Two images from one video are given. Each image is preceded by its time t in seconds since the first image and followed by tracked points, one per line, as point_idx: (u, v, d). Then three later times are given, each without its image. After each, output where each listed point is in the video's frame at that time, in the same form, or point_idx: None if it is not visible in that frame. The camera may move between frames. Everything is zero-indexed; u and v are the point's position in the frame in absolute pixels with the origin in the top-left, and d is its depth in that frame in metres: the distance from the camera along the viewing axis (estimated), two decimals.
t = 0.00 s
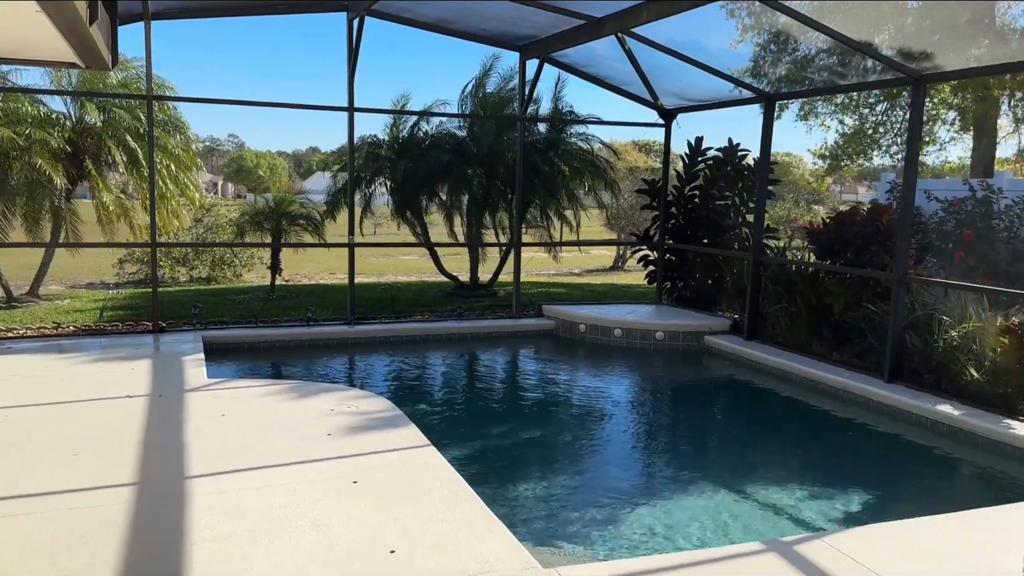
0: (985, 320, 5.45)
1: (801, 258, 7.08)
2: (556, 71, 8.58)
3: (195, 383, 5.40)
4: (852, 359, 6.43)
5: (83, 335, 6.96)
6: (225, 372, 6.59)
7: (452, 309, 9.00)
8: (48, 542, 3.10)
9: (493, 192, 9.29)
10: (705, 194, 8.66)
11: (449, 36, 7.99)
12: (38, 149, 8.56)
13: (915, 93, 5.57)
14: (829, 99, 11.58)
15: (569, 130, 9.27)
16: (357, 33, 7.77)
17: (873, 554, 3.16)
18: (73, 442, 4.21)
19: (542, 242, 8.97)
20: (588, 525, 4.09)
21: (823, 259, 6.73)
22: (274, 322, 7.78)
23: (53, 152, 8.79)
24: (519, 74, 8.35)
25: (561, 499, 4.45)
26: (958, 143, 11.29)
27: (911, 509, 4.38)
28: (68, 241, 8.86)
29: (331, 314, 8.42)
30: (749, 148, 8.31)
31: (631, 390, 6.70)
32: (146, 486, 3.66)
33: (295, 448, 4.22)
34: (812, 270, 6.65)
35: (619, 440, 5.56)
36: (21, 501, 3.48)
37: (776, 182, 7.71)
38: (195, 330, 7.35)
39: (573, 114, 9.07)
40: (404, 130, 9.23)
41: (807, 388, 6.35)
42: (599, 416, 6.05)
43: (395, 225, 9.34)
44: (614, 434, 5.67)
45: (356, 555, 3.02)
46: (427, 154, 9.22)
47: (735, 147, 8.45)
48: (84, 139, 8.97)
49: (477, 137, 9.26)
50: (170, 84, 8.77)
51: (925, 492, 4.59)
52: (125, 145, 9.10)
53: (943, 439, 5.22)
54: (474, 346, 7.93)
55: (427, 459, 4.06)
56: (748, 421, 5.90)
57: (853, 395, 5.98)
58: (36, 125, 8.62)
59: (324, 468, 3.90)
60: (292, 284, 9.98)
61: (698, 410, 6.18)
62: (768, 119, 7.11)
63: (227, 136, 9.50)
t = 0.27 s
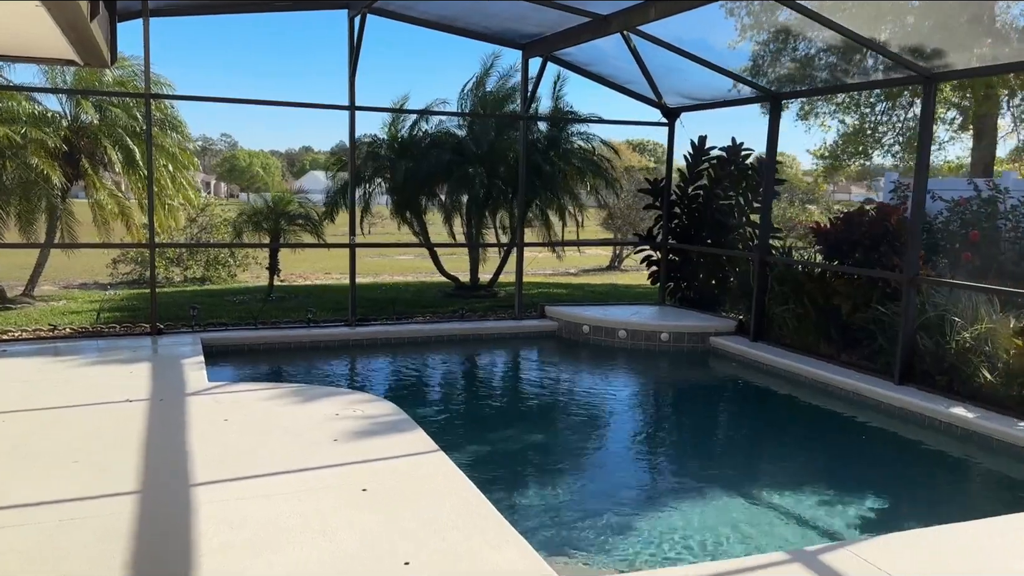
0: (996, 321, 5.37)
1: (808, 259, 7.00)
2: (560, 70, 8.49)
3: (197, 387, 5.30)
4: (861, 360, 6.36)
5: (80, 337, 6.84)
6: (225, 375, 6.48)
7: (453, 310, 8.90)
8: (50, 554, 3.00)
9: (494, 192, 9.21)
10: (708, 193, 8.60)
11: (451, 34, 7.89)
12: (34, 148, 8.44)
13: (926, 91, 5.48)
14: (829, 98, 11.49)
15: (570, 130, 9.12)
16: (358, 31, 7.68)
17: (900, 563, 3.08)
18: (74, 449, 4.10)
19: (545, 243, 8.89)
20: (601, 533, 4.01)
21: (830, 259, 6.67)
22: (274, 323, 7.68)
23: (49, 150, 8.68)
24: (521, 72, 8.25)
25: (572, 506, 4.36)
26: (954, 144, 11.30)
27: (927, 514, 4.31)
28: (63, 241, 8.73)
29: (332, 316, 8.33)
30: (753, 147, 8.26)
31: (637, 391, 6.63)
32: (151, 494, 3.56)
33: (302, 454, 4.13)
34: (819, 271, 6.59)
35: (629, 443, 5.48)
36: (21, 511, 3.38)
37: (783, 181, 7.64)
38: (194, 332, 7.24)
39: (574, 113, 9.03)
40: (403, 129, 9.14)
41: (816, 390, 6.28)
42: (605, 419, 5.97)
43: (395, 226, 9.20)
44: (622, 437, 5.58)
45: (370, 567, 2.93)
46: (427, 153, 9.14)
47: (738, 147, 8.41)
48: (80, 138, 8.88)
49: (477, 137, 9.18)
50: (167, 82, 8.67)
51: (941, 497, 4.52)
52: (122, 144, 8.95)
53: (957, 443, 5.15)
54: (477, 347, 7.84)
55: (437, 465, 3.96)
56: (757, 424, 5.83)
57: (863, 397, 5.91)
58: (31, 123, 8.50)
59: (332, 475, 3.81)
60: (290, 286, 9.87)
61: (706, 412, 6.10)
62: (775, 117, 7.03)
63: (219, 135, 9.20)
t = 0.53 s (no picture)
0: (1010, 324, 5.28)
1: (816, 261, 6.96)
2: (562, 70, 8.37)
3: (197, 392, 5.17)
4: (870, 363, 6.30)
5: (77, 341, 6.71)
6: (225, 379, 6.37)
7: (455, 312, 8.82)
8: (53, 569, 2.89)
9: (495, 193, 9.12)
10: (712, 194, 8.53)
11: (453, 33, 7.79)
12: (28, 149, 8.30)
13: (939, 91, 5.42)
14: (828, 100, 11.41)
15: (571, 129, 9.09)
16: (359, 30, 7.57)
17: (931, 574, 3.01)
18: (75, 458, 3.99)
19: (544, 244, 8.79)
20: (617, 543, 3.92)
21: (838, 261, 6.61)
22: (274, 326, 7.57)
23: (43, 151, 8.54)
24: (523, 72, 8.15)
25: (586, 515, 4.28)
26: (952, 142, 11.39)
27: (946, 520, 4.25)
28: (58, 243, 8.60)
29: (332, 318, 8.22)
30: (756, 148, 8.26)
31: (643, 395, 6.55)
32: (155, 505, 3.45)
33: (310, 462, 4.03)
34: (826, 273, 6.52)
35: (638, 449, 5.40)
36: (23, 523, 3.27)
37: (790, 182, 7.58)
38: (192, 335, 7.12)
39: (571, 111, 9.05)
40: (402, 130, 9.09)
41: (826, 394, 6.22)
42: (613, 423, 5.89)
43: (395, 226, 9.14)
44: (630, 442, 5.50)
45: None
46: (427, 153, 9.04)
47: (742, 147, 8.36)
48: (75, 138, 8.74)
49: (476, 136, 9.09)
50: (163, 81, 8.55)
51: (959, 503, 4.45)
52: (117, 144, 8.81)
53: (972, 447, 5.08)
54: (479, 350, 7.75)
55: (450, 475, 3.86)
56: (767, 428, 5.75)
57: (874, 401, 5.85)
58: (24, 123, 8.37)
59: (343, 485, 3.71)
60: (289, 288, 9.75)
61: (715, 416, 6.02)
62: (784, 116, 6.95)
63: (210, 134, 9.43)
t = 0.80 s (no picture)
0: (1019, 324, 5.23)
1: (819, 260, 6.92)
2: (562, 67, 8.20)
3: (194, 396, 5.06)
4: (876, 364, 6.24)
5: (69, 343, 6.57)
6: (220, 381, 6.25)
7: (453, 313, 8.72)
8: None
9: (494, 192, 9.03)
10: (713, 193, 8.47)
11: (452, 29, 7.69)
12: (18, 147, 8.16)
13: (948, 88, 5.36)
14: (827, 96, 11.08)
15: (569, 127, 8.98)
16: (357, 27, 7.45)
17: None
18: (72, 464, 3.87)
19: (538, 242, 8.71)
20: (627, 550, 3.84)
21: (843, 261, 6.55)
22: (270, 327, 7.45)
23: (34, 149, 8.40)
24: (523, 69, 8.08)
25: (594, 520, 4.19)
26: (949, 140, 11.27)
27: (960, 524, 4.18)
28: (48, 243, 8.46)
29: (330, 319, 8.11)
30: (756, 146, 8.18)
31: (647, 395, 6.47)
32: (155, 513, 3.35)
33: (313, 467, 3.92)
34: (831, 272, 6.47)
35: (643, 451, 5.31)
36: (20, 533, 3.15)
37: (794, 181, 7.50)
38: (186, 336, 6.99)
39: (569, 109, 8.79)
40: (397, 127, 8.80)
41: (832, 395, 6.16)
42: (618, 425, 5.80)
43: (392, 225, 8.87)
44: (636, 445, 5.41)
45: None
46: (424, 152, 8.92)
47: (742, 146, 8.30)
48: (67, 136, 8.60)
49: (473, 134, 9.01)
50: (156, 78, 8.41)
51: (972, 506, 4.39)
52: (110, 142, 8.67)
53: (982, 449, 5.02)
54: (479, 351, 7.66)
55: (456, 479, 3.76)
56: (774, 430, 5.68)
57: (880, 402, 5.80)
58: (15, 120, 8.22)
59: (349, 491, 3.61)
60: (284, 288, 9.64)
61: (720, 417, 5.95)
62: (789, 113, 6.88)
63: (200, 135, 9.24)
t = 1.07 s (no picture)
0: None
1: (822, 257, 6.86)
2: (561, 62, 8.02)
3: (188, 398, 4.91)
4: (882, 364, 6.16)
5: (59, 343, 6.42)
6: (213, 382, 6.11)
7: (450, 311, 8.61)
8: None
9: (491, 189, 8.91)
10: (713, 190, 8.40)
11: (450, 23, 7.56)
12: (6, 143, 7.99)
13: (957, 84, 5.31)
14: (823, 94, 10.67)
15: (566, 124, 8.69)
16: (352, 21, 7.31)
17: None
18: (63, 469, 3.73)
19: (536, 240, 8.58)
20: (637, 556, 3.74)
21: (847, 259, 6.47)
22: (264, 326, 7.31)
23: (22, 145, 8.24)
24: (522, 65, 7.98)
25: (603, 526, 4.08)
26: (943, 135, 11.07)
27: (975, 529, 4.09)
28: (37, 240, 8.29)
29: (325, 318, 7.97)
30: (756, 143, 8.09)
31: (649, 396, 6.36)
32: (151, 520, 3.22)
33: (313, 472, 3.80)
34: (835, 271, 6.40)
35: (648, 454, 5.21)
36: (11, 542, 3.02)
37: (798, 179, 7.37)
38: (179, 336, 6.85)
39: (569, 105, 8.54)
40: (392, 122, 8.63)
41: (838, 395, 6.07)
42: (622, 427, 5.69)
43: (387, 222, 8.76)
44: (640, 447, 5.30)
45: None
46: (419, 148, 8.77)
47: (742, 142, 8.23)
48: (56, 131, 8.43)
49: (469, 131, 8.86)
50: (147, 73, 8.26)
51: (986, 509, 4.30)
52: (101, 137, 8.50)
53: (993, 451, 4.94)
54: (477, 350, 7.55)
55: (461, 485, 3.65)
56: (780, 431, 5.59)
57: (888, 402, 5.71)
58: (4, 116, 8.02)
59: (351, 497, 3.49)
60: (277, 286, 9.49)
61: (724, 418, 5.85)
62: (793, 110, 6.79)
63: (188, 131, 9.21)
